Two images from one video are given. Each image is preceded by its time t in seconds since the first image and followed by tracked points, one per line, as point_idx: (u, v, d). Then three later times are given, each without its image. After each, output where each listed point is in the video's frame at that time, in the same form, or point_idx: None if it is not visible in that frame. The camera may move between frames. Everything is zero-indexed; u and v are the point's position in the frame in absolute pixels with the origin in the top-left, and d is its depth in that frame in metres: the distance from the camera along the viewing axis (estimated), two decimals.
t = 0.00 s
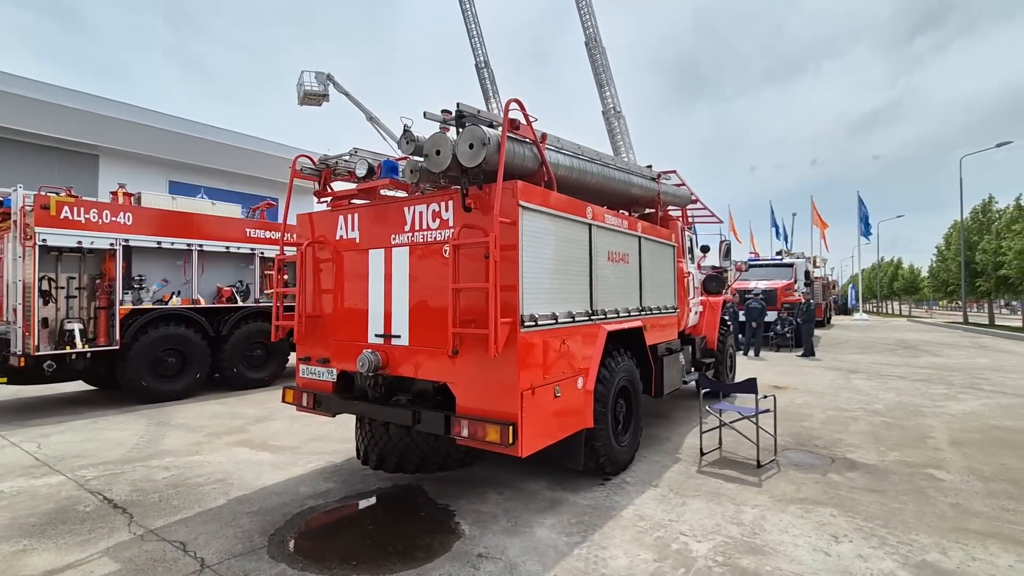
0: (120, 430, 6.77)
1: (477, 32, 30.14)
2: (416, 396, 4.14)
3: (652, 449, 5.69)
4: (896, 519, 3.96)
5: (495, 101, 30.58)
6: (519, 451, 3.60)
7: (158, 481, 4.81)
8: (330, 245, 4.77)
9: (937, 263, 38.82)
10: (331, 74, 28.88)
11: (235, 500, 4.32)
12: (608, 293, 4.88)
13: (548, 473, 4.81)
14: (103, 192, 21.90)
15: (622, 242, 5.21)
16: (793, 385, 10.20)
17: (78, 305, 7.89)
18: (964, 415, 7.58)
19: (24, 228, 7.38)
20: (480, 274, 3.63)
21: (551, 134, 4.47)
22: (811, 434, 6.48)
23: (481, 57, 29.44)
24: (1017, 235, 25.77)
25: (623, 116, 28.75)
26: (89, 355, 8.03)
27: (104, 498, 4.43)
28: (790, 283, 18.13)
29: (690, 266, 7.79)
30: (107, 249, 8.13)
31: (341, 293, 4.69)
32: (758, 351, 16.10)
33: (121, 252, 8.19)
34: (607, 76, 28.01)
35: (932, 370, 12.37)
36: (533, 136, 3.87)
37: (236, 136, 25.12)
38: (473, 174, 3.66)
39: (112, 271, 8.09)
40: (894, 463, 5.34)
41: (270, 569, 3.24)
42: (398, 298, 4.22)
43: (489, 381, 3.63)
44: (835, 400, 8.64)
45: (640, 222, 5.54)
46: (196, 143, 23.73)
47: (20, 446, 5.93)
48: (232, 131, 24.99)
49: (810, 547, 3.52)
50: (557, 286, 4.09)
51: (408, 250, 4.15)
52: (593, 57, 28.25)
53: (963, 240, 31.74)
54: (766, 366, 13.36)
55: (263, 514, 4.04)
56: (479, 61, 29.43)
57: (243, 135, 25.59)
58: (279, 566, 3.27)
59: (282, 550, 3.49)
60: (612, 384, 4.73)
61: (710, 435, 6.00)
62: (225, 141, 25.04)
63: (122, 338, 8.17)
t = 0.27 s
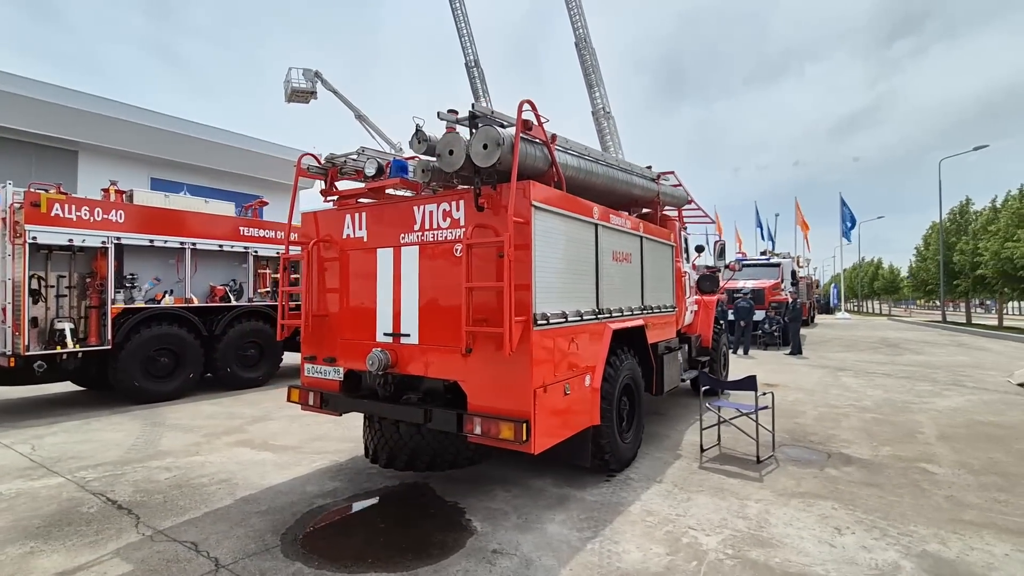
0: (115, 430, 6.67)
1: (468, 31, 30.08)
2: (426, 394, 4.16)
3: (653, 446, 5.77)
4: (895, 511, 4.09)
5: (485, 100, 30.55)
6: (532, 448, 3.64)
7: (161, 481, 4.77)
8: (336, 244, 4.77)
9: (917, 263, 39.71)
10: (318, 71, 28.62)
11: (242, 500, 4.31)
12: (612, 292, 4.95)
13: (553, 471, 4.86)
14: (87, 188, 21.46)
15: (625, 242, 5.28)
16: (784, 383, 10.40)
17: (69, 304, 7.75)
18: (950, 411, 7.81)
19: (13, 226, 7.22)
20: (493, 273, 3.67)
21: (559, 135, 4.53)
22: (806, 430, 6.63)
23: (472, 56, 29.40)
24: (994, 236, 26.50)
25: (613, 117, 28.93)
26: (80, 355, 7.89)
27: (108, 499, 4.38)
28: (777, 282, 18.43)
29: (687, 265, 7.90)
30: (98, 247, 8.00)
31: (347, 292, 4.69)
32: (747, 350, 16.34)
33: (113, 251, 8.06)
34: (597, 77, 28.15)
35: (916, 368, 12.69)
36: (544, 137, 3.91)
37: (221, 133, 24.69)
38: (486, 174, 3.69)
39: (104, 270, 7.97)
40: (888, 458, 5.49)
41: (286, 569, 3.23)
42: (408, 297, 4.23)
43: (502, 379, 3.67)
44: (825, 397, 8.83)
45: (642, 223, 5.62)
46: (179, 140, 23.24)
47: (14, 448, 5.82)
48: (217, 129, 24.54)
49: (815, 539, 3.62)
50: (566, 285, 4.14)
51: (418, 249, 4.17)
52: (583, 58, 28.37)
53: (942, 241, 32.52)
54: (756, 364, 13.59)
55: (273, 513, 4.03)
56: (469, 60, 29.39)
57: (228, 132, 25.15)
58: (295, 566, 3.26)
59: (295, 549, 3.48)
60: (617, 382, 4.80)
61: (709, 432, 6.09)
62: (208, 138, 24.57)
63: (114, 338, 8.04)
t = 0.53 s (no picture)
0: (112, 431, 6.61)
1: (458, 31, 30.09)
2: (437, 392, 4.22)
3: (654, 443, 5.87)
4: (892, 503, 4.23)
5: (475, 100, 30.59)
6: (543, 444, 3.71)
7: (167, 481, 4.76)
8: (344, 243, 4.79)
9: (898, 264, 40.56)
10: (307, 70, 28.42)
11: (251, 499, 4.31)
12: (616, 291, 5.03)
13: (559, 467, 4.93)
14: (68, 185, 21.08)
15: (627, 242, 5.38)
16: (775, 381, 10.59)
17: (62, 304, 7.65)
18: (936, 407, 8.03)
19: (6, 224, 7.06)
20: (507, 272, 3.73)
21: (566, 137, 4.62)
22: (800, 426, 6.79)
23: (462, 56, 29.42)
24: (973, 237, 27.20)
25: (602, 119, 29.15)
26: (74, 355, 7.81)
27: (114, 498, 4.36)
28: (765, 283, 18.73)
29: (683, 266, 8.03)
30: (93, 246, 7.91)
31: (355, 291, 4.72)
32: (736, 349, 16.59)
33: (107, 250, 7.98)
34: (587, 79, 28.34)
35: (901, 366, 13.01)
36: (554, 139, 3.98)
37: (206, 131, 24.33)
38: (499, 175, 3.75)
39: (98, 269, 7.89)
40: (881, 453, 5.65)
41: (304, 564, 3.26)
42: (418, 296, 4.28)
43: (515, 376, 3.74)
44: (816, 395, 9.02)
45: (643, 223, 5.73)
46: (163, 138, 22.91)
47: (10, 449, 5.75)
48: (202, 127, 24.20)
49: (818, 531, 3.74)
50: (574, 284, 4.22)
51: (428, 248, 4.22)
52: (574, 59, 28.54)
53: (922, 242, 33.27)
54: (745, 363, 13.81)
55: (284, 511, 4.06)
56: (460, 60, 29.43)
57: (213, 130, 24.82)
58: (311, 561, 3.30)
59: (310, 546, 3.51)
60: (620, 380, 4.89)
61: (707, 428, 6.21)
62: (193, 136, 24.22)
63: (109, 338, 7.96)
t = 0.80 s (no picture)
0: (111, 434, 6.55)
1: (449, 31, 30.07)
2: (447, 392, 4.28)
3: (654, 442, 5.98)
4: (889, 498, 4.38)
5: (466, 100, 30.58)
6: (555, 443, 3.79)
7: (174, 483, 4.75)
8: (352, 245, 4.82)
9: (880, 264, 41.33)
10: (295, 68, 28.19)
11: (261, 500, 4.33)
12: (620, 293, 5.12)
13: (564, 466, 5.01)
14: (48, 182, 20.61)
15: (630, 245, 5.48)
16: (766, 380, 10.79)
17: (56, 305, 7.56)
18: (923, 405, 8.27)
19: None
20: (519, 275, 3.81)
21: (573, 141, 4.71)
22: (795, 424, 6.95)
23: (453, 56, 29.40)
24: (953, 239, 27.86)
25: (592, 120, 29.32)
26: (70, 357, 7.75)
27: (123, 501, 4.35)
28: (753, 283, 19.01)
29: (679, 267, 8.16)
30: (88, 247, 7.81)
31: (363, 293, 4.75)
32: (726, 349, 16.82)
33: (102, 251, 7.89)
34: (578, 80, 28.48)
35: (886, 365, 13.32)
36: (565, 145, 4.05)
37: (191, 130, 24.01)
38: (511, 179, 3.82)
39: (93, 269, 7.78)
40: (874, 449, 5.83)
41: (323, 564, 3.30)
42: (428, 298, 4.33)
43: (527, 377, 3.81)
44: (807, 393, 9.22)
45: (645, 226, 5.84)
46: (147, 136, 22.52)
47: (8, 453, 5.67)
48: (187, 125, 23.87)
49: (821, 525, 3.86)
50: (582, 286, 4.30)
51: (439, 251, 4.27)
52: (564, 60, 28.65)
53: (904, 243, 33.97)
54: (736, 362, 14.03)
55: (296, 512, 4.08)
56: (451, 60, 29.40)
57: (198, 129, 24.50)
58: (330, 561, 3.34)
59: (327, 546, 3.55)
60: (625, 379, 4.99)
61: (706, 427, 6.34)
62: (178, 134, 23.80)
63: (105, 340, 7.87)
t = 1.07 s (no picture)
0: (110, 436, 6.49)
1: (440, 30, 30.00)
2: (458, 393, 4.31)
3: (656, 440, 6.07)
4: (888, 493, 4.50)
5: (457, 100, 30.54)
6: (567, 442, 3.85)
7: (180, 485, 4.73)
8: (359, 247, 4.83)
9: (865, 264, 42.00)
10: (285, 66, 27.95)
11: (270, 501, 4.33)
12: (624, 294, 5.20)
13: (571, 465, 5.08)
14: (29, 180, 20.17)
15: (633, 246, 5.56)
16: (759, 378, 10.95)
17: (50, 307, 7.46)
18: (914, 402, 8.46)
19: None
20: (531, 277, 3.86)
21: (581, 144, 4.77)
22: (791, 422, 7.08)
23: (444, 56, 29.34)
24: (936, 239, 28.41)
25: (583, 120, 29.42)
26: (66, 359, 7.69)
27: (130, 504, 4.33)
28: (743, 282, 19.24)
29: (677, 268, 8.26)
30: (83, 247, 7.71)
31: (371, 294, 4.76)
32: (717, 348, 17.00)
33: (98, 251, 7.79)
34: (569, 80, 28.58)
35: (875, 363, 13.58)
36: (575, 148, 4.10)
37: (177, 128, 23.69)
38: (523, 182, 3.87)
39: (88, 270, 7.70)
40: (870, 446, 5.97)
41: (340, 564, 3.32)
42: (438, 299, 4.36)
43: (539, 377, 3.85)
44: (800, 391, 9.38)
45: (647, 228, 5.92)
46: (132, 134, 22.16)
47: (7, 456, 5.59)
48: (173, 123, 23.54)
49: (825, 520, 3.96)
50: (590, 287, 4.36)
51: (449, 252, 4.30)
52: (556, 61, 28.73)
53: (889, 243, 34.54)
54: (728, 361, 14.20)
55: (308, 513, 4.09)
56: (442, 59, 29.34)
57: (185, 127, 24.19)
58: (347, 561, 3.36)
59: (343, 547, 3.57)
60: (629, 379, 5.06)
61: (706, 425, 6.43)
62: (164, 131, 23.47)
63: (100, 342, 7.78)
